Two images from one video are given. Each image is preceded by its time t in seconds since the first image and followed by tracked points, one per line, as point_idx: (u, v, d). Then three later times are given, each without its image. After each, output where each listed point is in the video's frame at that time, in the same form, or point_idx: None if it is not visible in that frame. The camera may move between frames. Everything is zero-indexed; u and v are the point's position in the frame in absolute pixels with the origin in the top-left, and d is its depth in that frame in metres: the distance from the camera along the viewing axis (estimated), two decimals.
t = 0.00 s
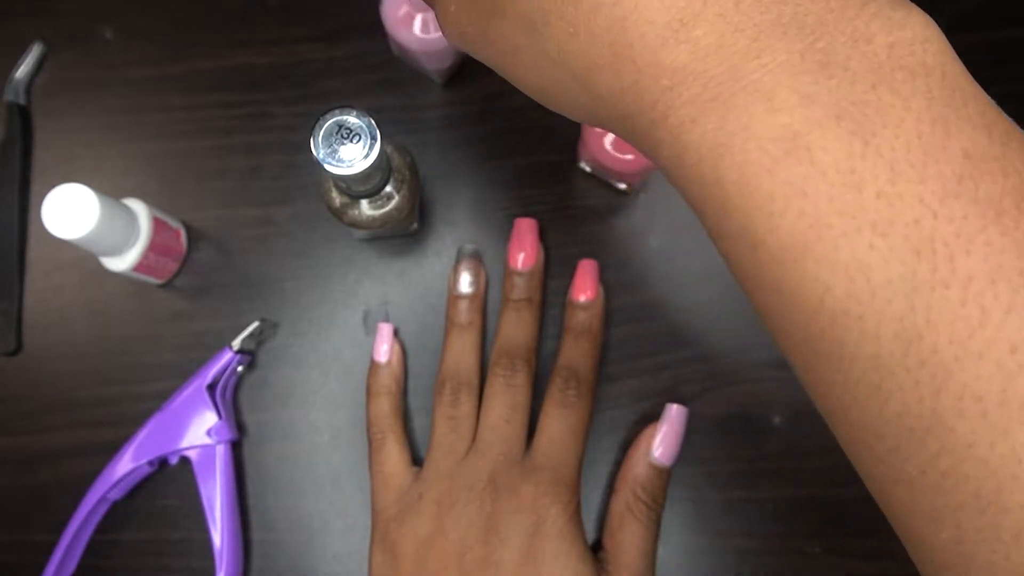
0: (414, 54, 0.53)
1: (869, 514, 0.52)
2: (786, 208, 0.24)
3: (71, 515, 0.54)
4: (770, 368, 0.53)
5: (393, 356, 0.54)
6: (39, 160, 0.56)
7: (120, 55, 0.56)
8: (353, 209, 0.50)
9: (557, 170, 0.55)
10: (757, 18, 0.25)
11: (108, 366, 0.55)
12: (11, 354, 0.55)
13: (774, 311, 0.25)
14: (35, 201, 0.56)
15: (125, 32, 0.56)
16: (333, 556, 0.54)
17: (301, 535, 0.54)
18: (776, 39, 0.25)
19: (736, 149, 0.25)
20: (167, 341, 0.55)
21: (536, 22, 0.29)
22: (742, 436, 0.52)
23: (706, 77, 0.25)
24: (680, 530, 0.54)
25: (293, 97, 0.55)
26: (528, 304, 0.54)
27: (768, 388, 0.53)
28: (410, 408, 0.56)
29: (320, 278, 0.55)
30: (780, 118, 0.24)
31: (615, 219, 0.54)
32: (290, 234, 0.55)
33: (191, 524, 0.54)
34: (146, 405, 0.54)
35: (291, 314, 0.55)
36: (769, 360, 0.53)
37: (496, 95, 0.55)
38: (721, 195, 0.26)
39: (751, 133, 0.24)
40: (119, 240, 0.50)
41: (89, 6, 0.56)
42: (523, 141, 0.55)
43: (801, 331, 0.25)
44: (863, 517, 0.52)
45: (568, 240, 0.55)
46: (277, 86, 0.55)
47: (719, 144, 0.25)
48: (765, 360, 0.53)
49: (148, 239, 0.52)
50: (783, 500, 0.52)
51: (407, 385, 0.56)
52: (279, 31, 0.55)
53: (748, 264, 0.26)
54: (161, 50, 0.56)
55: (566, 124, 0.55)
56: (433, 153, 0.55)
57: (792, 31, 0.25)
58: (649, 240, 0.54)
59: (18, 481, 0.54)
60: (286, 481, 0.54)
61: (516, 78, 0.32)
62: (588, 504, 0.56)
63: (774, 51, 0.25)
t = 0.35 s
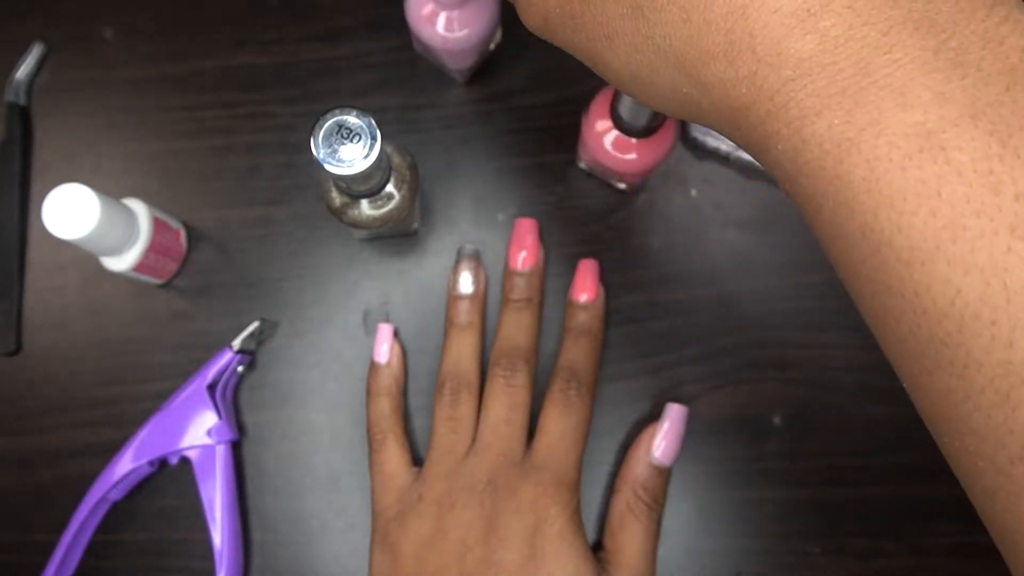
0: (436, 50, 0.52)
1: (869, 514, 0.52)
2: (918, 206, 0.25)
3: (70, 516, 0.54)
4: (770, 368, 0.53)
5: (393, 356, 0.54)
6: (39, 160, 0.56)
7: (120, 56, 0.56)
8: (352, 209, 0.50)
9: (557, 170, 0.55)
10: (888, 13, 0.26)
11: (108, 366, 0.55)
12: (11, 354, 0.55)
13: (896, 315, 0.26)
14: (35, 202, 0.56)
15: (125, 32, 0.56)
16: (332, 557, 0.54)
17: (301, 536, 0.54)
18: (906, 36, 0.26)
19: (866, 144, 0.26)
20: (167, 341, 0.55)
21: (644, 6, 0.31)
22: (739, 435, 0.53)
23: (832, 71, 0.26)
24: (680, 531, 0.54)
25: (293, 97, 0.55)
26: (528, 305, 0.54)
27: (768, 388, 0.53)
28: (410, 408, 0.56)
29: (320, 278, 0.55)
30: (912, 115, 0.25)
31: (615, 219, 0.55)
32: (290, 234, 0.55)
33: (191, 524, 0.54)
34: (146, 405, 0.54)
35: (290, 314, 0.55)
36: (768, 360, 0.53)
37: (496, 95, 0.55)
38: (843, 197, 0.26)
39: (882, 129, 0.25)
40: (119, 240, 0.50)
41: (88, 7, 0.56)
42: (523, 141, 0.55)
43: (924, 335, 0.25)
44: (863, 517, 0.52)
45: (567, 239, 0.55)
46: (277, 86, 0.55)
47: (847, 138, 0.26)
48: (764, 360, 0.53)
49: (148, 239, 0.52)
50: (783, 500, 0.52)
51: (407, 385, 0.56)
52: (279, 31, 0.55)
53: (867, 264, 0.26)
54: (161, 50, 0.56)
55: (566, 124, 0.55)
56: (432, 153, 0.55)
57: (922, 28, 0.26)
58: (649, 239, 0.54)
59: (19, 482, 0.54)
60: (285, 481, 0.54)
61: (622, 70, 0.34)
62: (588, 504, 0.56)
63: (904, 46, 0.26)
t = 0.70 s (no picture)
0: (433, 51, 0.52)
1: (869, 514, 0.52)
2: (1001, 219, 0.24)
3: (70, 516, 0.54)
4: (769, 368, 0.53)
5: (391, 358, 0.54)
6: (38, 160, 0.56)
7: (120, 56, 0.56)
8: (352, 209, 0.49)
9: (557, 169, 0.55)
10: (971, 20, 0.26)
11: (108, 366, 0.55)
12: (11, 355, 0.55)
13: (970, 329, 0.26)
14: (35, 202, 0.56)
15: (125, 32, 0.56)
16: (333, 558, 0.54)
17: (300, 536, 0.54)
18: (990, 45, 0.26)
19: (946, 155, 0.25)
20: (167, 341, 0.55)
21: (711, 4, 0.31)
22: (741, 435, 0.52)
23: (912, 81, 0.26)
24: (680, 531, 0.54)
25: (293, 97, 0.55)
26: (529, 306, 0.54)
27: (768, 388, 0.53)
28: (410, 409, 0.56)
29: (320, 278, 0.55)
30: (997, 125, 0.25)
31: (614, 219, 0.54)
32: (289, 234, 0.55)
33: (190, 525, 0.54)
34: (145, 406, 0.54)
35: (290, 314, 0.55)
36: (768, 360, 0.53)
37: (496, 94, 0.55)
38: (920, 214, 0.26)
39: (963, 140, 0.25)
40: (119, 240, 0.50)
41: (88, 6, 0.56)
42: (522, 140, 0.55)
43: (1000, 351, 0.25)
44: (862, 517, 0.52)
45: (567, 239, 0.55)
46: (277, 86, 0.55)
47: (927, 147, 0.26)
48: (763, 360, 0.53)
49: (148, 239, 0.52)
50: (782, 500, 0.52)
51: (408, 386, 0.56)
52: (279, 31, 0.55)
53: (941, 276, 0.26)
54: (161, 50, 0.56)
55: (566, 124, 0.55)
56: (432, 153, 0.55)
57: (1008, 38, 0.26)
58: (649, 239, 0.54)
59: (18, 482, 0.54)
60: (285, 482, 0.54)
61: (678, 69, 0.34)
62: (588, 505, 0.55)
63: (989, 55, 0.26)
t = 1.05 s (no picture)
0: (431, 51, 0.52)
1: (868, 514, 0.52)
2: None
3: (69, 516, 0.54)
4: (769, 368, 0.53)
5: (333, 429, 0.53)
6: (36, 160, 0.56)
7: (119, 56, 0.56)
8: (350, 209, 0.49)
9: (555, 169, 0.55)
10: None
11: (106, 366, 0.55)
12: (9, 355, 0.55)
13: None
14: (33, 202, 0.56)
15: (124, 32, 0.56)
16: (331, 557, 0.54)
17: (299, 535, 0.54)
18: None
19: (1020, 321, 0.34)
20: (165, 341, 0.55)
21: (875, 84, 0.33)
22: (740, 436, 0.52)
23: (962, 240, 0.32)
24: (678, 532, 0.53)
25: (291, 96, 0.55)
26: (479, 342, 0.54)
27: (767, 388, 0.53)
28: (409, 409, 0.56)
29: (319, 278, 0.55)
30: None
31: (611, 220, 0.55)
32: (288, 234, 0.55)
33: (187, 525, 0.54)
34: (143, 406, 0.54)
35: (288, 314, 0.55)
36: (767, 361, 0.53)
37: (495, 94, 0.55)
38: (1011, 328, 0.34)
39: None
40: (117, 240, 0.49)
41: (88, 7, 0.56)
42: (521, 140, 0.55)
43: None
44: (861, 517, 0.52)
45: (566, 239, 0.55)
46: (275, 85, 0.55)
47: None
48: (763, 360, 0.53)
49: (146, 239, 0.52)
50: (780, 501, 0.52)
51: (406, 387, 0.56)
52: (278, 31, 0.55)
53: None
54: (160, 50, 0.56)
55: (566, 124, 0.54)
56: (430, 153, 0.55)
57: None
58: (647, 239, 0.54)
59: (17, 482, 0.54)
60: (283, 481, 0.54)
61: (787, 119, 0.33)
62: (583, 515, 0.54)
63: None
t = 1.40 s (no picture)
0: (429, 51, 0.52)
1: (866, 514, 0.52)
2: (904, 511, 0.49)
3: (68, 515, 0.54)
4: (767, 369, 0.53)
5: (296, 465, 0.53)
6: (35, 160, 0.56)
7: (118, 56, 0.56)
8: (349, 209, 0.49)
9: (554, 169, 0.55)
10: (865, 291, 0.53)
11: (105, 366, 0.55)
12: (8, 355, 0.55)
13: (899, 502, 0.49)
14: (32, 202, 0.56)
15: (124, 33, 0.56)
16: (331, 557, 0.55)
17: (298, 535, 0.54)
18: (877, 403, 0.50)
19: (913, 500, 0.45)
20: (165, 342, 0.55)
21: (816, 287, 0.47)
22: (738, 436, 0.53)
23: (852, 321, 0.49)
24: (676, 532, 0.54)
25: (290, 97, 0.55)
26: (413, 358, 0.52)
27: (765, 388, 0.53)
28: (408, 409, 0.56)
29: (319, 278, 0.55)
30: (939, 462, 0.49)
31: (611, 220, 0.55)
32: (286, 235, 0.55)
33: (187, 524, 0.54)
34: (142, 406, 0.54)
35: (287, 314, 0.55)
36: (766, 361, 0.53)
37: (493, 95, 0.55)
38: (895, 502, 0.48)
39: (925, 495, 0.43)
40: (116, 240, 0.50)
41: (87, 7, 0.56)
42: (519, 140, 0.55)
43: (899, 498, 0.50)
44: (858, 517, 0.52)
45: (564, 240, 0.55)
46: (274, 85, 0.55)
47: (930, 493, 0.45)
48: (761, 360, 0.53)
49: (145, 240, 0.52)
50: (779, 500, 0.52)
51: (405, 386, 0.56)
52: (277, 32, 0.55)
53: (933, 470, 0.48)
54: (160, 50, 0.56)
55: (565, 125, 0.55)
56: (429, 154, 0.55)
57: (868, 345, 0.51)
58: (645, 239, 0.54)
59: (16, 482, 0.55)
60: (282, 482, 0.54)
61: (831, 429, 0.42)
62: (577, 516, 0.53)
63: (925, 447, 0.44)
